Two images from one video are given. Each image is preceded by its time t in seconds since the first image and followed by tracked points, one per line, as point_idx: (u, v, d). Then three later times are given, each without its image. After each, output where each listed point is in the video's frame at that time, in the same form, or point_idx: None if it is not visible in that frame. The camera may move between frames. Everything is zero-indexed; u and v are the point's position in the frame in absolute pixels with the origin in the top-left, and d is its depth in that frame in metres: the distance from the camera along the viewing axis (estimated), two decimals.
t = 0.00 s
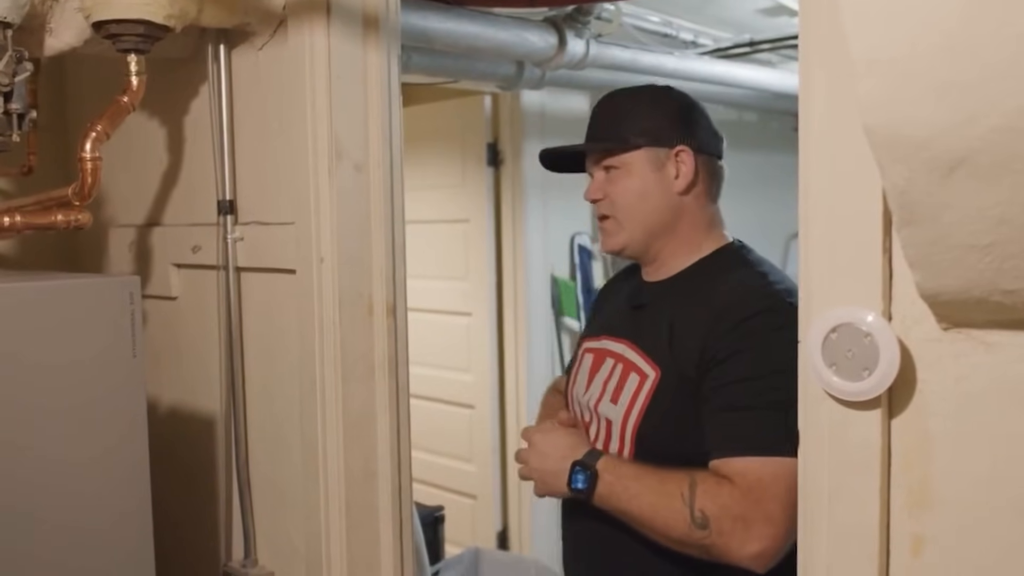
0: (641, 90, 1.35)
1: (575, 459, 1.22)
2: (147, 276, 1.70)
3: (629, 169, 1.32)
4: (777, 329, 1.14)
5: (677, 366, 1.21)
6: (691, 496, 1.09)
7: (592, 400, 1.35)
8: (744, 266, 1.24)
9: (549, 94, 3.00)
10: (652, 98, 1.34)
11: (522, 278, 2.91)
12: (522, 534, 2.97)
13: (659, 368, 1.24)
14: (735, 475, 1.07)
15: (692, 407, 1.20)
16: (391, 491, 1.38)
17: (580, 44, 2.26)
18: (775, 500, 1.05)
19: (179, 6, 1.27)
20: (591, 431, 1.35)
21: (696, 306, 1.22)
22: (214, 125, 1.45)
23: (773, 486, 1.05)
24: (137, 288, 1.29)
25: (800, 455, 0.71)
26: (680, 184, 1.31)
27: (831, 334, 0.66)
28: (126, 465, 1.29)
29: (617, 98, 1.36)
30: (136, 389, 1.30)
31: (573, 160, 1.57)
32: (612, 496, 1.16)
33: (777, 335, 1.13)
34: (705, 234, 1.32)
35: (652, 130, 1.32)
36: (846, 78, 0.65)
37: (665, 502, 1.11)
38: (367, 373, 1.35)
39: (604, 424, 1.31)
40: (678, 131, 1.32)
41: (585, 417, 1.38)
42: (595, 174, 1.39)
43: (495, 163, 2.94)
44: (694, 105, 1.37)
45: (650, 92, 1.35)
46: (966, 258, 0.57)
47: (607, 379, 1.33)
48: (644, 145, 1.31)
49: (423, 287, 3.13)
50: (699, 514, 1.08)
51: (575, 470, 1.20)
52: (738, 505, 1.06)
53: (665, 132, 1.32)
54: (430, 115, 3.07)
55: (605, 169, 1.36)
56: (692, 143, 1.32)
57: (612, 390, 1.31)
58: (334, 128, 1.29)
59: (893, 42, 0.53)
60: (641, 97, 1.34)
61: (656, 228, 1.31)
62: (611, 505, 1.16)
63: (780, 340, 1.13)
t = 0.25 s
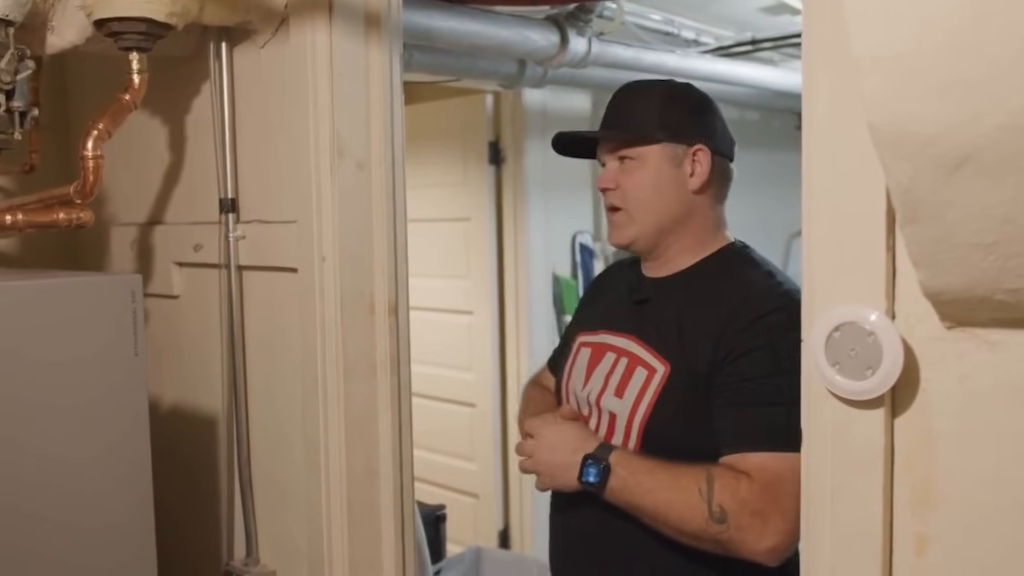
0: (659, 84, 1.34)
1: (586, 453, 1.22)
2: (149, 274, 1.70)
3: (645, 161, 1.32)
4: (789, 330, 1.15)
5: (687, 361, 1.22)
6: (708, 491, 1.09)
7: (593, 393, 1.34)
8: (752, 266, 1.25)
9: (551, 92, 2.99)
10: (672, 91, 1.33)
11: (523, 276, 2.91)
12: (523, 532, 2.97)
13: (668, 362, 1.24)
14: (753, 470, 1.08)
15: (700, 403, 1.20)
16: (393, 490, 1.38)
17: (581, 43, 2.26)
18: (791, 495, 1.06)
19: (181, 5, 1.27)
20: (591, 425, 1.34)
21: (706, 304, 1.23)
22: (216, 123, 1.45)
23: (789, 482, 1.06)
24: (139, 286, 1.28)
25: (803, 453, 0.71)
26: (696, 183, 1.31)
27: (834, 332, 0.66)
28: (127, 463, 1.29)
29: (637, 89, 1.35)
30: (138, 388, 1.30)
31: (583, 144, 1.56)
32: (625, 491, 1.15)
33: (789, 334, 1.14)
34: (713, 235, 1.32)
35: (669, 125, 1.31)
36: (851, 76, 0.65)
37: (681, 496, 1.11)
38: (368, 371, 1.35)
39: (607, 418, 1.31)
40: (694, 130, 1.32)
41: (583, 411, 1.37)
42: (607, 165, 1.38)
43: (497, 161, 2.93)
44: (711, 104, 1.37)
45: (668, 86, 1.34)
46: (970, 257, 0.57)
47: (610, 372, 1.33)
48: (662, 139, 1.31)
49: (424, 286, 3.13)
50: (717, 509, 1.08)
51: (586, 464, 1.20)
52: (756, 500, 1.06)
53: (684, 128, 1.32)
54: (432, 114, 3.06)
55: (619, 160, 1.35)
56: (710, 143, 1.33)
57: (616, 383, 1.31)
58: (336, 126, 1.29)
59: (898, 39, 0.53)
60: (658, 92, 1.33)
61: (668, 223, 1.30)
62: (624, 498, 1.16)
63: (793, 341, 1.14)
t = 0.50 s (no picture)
0: (670, 85, 1.34)
1: (596, 449, 1.20)
2: (152, 276, 1.70)
3: (654, 161, 1.31)
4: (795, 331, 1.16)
5: (693, 360, 1.21)
6: (719, 487, 1.09)
7: (592, 391, 1.33)
8: (752, 267, 1.26)
9: (553, 93, 2.99)
10: (682, 92, 1.33)
11: (526, 278, 2.91)
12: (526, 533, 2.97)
13: (674, 361, 1.24)
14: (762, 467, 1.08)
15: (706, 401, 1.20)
16: (396, 491, 1.38)
17: (584, 44, 2.26)
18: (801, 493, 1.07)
19: (184, 7, 1.27)
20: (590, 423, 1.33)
21: (711, 302, 1.23)
22: (219, 124, 1.45)
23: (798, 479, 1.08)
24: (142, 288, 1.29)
25: (806, 454, 0.71)
26: (704, 186, 1.31)
27: (837, 334, 0.65)
28: (130, 465, 1.29)
29: (649, 87, 1.35)
30: (141, 390, 1.30)
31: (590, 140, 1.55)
32: (634, 488, 1.14)
33: (796, 335, 1.15)
34: (716, 238, 1.33)
35: (679, 128, 1.31)
36: (854, 76, 0.65)
37: (692, 493, 1.11)
38: (371, 373, 1.35)
39: (608, 415, 1.29)
40: (703, 133, 1.32)
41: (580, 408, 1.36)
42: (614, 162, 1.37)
43: (499, 162, 2.94)
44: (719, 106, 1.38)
45: (679, 88, 1.34)
46: (974, 257, 0.57)
47: (611, 369, 1.31)
48: (674, 141, 1.30)
49: (426, 287, 3.13)
50: (729, 506, 1.08)
51: (595, 460, 1.18)
52: (768, 497, 1.07)
53: (695, 131, 1.31)
54: (434, 115, 3.06)
55: (627, 158, 1.35)
56: (719, 146, 1.33)
57: (618, 381, 1.29)
58: (339, 128, 1.29)
59: (902, 39, 0.52)
60: (669, 93, 1.33)
61: (675, 223, 1.30)
62: (632, 497, 1.15)
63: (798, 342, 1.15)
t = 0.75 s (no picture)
0: (674, 90, 1.35)
1: (595, 450, 1.18)
2: (153, 279, 1.70)
3: (658, 164, 1.32)
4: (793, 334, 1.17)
5: (692, 361, 1.22)
6: (721, 487, 1.09)
7: (587, 391, 1.33)
8: (748, 271, 1.27)
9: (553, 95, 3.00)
10: (686, 98, 1.34)
11: (527, 280, 2.92)
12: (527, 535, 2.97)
13: (673, 361, 1.24)
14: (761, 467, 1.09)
15: (704, 403, 1.20)
16: (398, 493, 1.38)
17: (585, 46, 2.26)
18: (799, 492, 1.08)
19: (185, 10, 1.27)
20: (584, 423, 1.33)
21: (711, 304, 1.23)
22: (220, 127, 1.45)
23: (796, 479, 1.09)
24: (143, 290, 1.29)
25: (807, 456, 0.71)
26: (705, 192, 1.32)
27: (839, 335, 0.65)
28: (132, 468, 1.29)
29: (653, 90, 1.35)
30: (143, 393, 1.30)
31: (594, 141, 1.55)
32: (635, 488, 1.14)
33: (795, 337, 1.17)
34: (714, 243, 1.34)
35: (684, 133, 1.32)
36: (856, 78, 0.65)
37: (693, 492, 1.10)
38: (372, 375, 1.35)
39: (604, 416, 1.29)
40: (705, 138, 1.33)
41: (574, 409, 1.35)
42: (615, 163, 1.37)
43: (500, 164, 2.94)
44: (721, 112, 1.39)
45: (683, 93, 1.34)
46: (976, 259, 0.57)
47: (606, 370, 1.31)
48: (679, 146, 1.31)
49: (428, 289, 3.13)
50: (730, 506, 1.08)
51: (596, 460, 1.17)
52: (767, 497, 1.07)
53: (698, 135, 1.33)
54: (436, 118, 3.06)
55: (630, 160, 1.35)
56: (720, 152, 1.34)
57: (615, 381, 1.29)
58: (340, 130, 1.29)
59: (903, 41, 0.52)
60: (674, 99, 1.33)
61: (675, 227, 1.31)
62: (632, 497, 1.14)
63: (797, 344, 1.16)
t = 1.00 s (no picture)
0: (676, 92, 1.35)
1: (589, 450, 1.18)
2: (154, 280, 1.70)
3: (658, 166, 1.31)
4: (784, 338, 1.17)
5: (685, 363, 1.22)
6: (713, 488, 1.09)
7: (579, 392, 1.33)
8: (739, 273, 1.28)
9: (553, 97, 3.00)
10: (688, 101, 1.34)
11: (527, 282, 2.91)
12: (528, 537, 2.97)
13: (665, 364, 1.24)
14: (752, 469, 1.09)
15: (695, 404, 1.21)
16: (398, 495, 1.38)
17: (585, 48, 2.26)
18: (789, 493, 1.09)
19: (186, 12, 1.28)
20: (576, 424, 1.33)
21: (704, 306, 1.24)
22: (221, 128, 1.45)
23: (788, 480, 1.09)
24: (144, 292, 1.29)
25: (808, 456, 0.71)
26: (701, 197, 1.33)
27: (839, 337, 0.65)
28: (132, 469, 1.29)
29: (655, 92, 1.35)
30: (144, 395, 1.30)
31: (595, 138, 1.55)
32: (628, 489, 1.14)
33: (787, 340, 1.17)
34: (707, 246, 1.34)
35: (685, 136, 1.32)
36: (855, 80, 0.65)
37: (685, 493, 1.10)
38: (373, 377, 1.35)
39: (596, 417, 1.29)
40: (704, 142, 1.33)
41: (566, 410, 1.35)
42: (614, 162, 1.36)
43: (500, 166, 2.94)
44: (719, 116, 1.40)
45: (685, 96, 1.35)
46: (976, 261, 0.57)
47: (599, 371, 1.31)
48: (680, 149, 1.31)
49: (428, 291, 3.13)
50: (722, 507, 1.08)
51: (590, 460, 1.17)
52: (759, 498, 1.08)
53: (698, 139, 1.33)
54: (436, 119, 3.07)
55: (630, 160, 1.34)
56: (719, 157, 1.35)
57: (607, 383, 1.29)
58: (341, 132, 1.29)
59: (903, 43, 0.53)
60: (676, 101, 1.33)
61: (673, 229, 1.30)
62: (625, 497, 1.14)
63: (787, 348, 1.16)
